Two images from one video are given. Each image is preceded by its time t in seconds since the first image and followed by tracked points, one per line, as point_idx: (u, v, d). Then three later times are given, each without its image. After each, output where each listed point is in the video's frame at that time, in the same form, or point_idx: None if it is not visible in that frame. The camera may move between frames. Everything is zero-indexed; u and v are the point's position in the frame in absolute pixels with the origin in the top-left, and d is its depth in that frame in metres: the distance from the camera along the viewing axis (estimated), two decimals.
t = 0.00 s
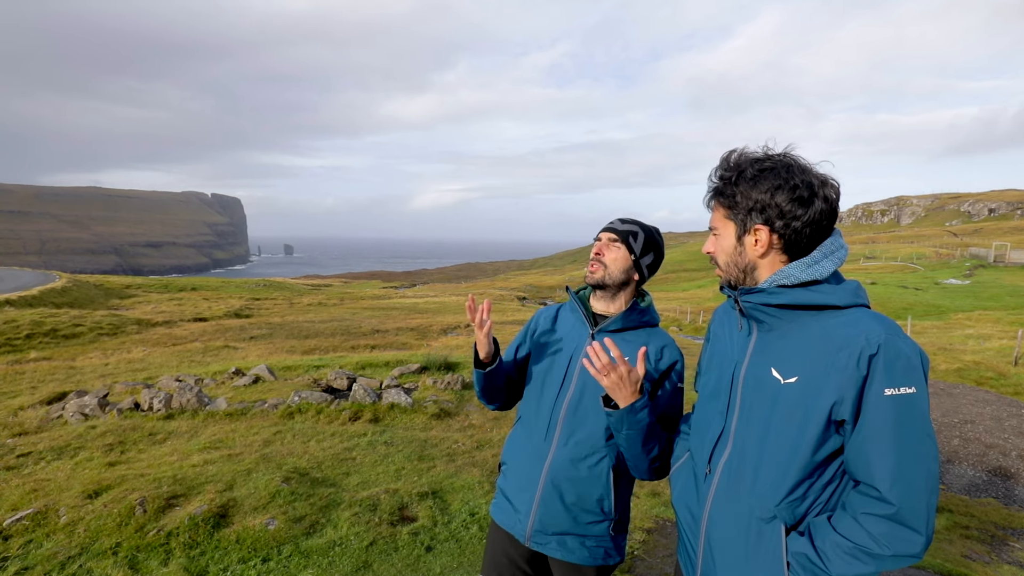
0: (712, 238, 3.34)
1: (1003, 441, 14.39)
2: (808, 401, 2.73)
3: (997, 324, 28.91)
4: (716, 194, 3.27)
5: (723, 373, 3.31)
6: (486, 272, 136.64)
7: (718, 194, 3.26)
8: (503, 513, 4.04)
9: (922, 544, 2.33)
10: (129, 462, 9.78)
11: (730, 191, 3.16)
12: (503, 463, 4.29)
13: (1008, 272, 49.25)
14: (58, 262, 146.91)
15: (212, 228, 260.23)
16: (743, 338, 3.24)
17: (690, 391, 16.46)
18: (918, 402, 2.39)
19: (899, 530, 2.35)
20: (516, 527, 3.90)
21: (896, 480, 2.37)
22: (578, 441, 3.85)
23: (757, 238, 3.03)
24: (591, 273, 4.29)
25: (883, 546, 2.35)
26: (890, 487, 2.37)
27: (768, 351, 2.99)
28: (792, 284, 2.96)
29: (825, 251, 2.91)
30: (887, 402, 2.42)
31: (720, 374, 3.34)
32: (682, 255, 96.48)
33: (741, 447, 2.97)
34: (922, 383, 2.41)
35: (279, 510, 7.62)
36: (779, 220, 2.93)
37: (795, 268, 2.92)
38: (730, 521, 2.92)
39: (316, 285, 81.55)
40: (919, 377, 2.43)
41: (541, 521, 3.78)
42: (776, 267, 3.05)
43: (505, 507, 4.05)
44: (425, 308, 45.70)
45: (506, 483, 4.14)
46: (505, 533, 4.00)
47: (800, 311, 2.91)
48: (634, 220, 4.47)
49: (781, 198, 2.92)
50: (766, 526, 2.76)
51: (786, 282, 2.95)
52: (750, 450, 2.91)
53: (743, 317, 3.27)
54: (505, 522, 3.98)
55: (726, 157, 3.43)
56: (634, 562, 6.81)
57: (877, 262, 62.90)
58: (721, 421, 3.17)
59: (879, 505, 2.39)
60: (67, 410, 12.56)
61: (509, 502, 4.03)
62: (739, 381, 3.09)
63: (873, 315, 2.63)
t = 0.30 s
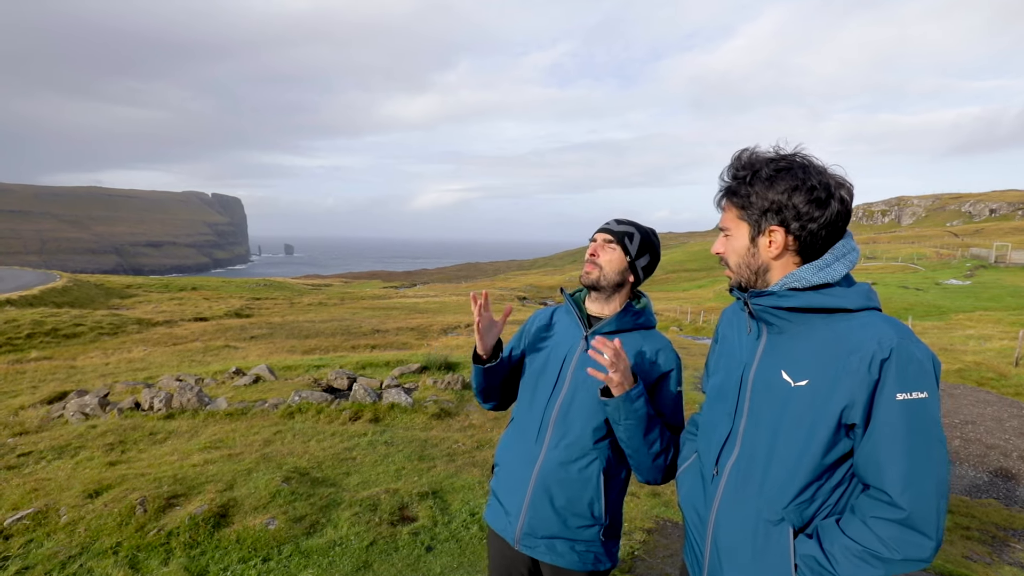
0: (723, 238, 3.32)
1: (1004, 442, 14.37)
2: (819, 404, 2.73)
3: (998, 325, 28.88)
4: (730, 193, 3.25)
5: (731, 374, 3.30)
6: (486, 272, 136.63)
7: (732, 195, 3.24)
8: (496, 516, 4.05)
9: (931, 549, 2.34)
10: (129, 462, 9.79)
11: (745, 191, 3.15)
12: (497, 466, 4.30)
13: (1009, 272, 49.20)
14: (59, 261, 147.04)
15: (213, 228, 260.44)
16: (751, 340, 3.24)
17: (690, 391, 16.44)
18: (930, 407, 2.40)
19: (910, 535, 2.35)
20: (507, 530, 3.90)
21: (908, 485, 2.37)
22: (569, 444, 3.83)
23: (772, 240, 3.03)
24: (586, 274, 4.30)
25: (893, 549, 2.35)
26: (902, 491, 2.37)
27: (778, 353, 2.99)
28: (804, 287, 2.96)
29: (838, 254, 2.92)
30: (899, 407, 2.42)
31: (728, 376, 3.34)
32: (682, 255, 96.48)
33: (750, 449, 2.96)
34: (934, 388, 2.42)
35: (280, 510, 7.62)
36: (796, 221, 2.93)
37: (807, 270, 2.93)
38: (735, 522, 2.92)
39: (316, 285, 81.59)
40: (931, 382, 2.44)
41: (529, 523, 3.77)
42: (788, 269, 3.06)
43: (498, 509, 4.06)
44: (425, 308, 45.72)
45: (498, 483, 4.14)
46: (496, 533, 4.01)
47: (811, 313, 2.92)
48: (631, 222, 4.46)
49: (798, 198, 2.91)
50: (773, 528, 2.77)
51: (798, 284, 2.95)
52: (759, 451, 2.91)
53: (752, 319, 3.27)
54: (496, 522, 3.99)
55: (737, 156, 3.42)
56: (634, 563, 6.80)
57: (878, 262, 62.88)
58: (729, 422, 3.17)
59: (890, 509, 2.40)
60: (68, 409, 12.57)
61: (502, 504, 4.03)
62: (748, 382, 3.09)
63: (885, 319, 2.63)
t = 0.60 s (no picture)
0: (732, 236, 3.30)
1: (1006, 440, 14.35)
2: (830, 402, 2.72)
3: (999, 323, 28.86)
4: (740, 190, 3.24)
5: (739, 373, 3.30)
6: (487, 271, 136.64)
7: (741, 192, 3.22)
8: (496, 518, 4.04)
9: (943, 546, 2.34)
10: (130, 462, 9.80)
11: (755, 188, 3.13)
12: (497, 467, 4.28)
13: (1010, 270, 49.15)
14: (59, 262, 147.13)
15: (213, 228, 260.56)
16: (760, 339, 3.24)
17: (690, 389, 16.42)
18: (942, 405, 2.39)
19: (922, 533, 2.35)
20: (506, 532, 3.89)
21: (921, 483, 2.36)
22: (570, 448, 3.81)
23: (783, 238, 3.01)
24: (592, 277, 4.27)
25: (906, 548, 2.34)
26: (915, 489, 2.36)
27: (786, 352, 2.99)
28: (815, 285, 2.95)
29: (848, 252, 2.92)
30: (912, 404, 2.41)
31: (735, 375, 3.34)
32: (682, 254, 96.43)
33: (759, 448, 2.96)
34: (946, 386, 2.41)
35: (280, 510, 7.61)
36: (807, 218, 2.91)
37: (818, 269, 2.91)
38: (745, 522, 2.92)
39: (317, 285, 81.60)
40: (942, 380, 2.43)
41: (529, 527, 3.76)
42: (799, 267, 3.05)
43: (498, 512, 4.06)
44: (426, 307, 45.75)
45: (499, 486, 4.14)
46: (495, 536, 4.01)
47: (821, 312, 2.91)
48: (635, 224, 4.46)
49: (810, 196, 2.90)
50: (783, 528, 2.76)
51: (810, 283, 2.94)
52: (768, 450, 2.91)
53: (760, 318, 3.27)
54: (496, 525, 3.99)
55: (746, 154, 3.41)
56: (635, 562, 6.80)
57: (879, 261, 62.84)
58: (737, 421, 3.16)
59: (902, 507, 2.38)
60: (69, 409, 12.58)
61: (502, 507, 4.02)
62: (757, 381, 3.09)
63: (896, 317, 2.62)
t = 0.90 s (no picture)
0: (736, 235, 3.28)
1: (1005, 440, 14.35)
2: (834, 401, 2.71)
3: (1000, 323, 28.85)
4: (745, 189, 3.22)
5: (743, 374, 3.29)
6: (487, 271, 136.61)
7: (747, 191, 3.20)
8: (500, 519, 4.03)
9: (947, 546, 2.32)
10: (129, 460, 9.78)
11: (760, 187, 3.12)
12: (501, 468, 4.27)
13: (1010, 270, 49.08)
14: (60, 260, 147.08)
15: (213, 227, 260.42)
16: (764, 339, 3.23)
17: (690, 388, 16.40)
18: (946, 404, 2.38)
19: (926, 533, 2.33)
20: (510, 533, 3.88)
21: (925, 483, 2.35)
22: (574, 448, 3.81)
23: (788, 237, 3.00)
24: (596, 278, 4.25)
25: (910, 547, 2.32)
26: (920, 489, 2.35)
27: (791, 352, 2.98)
28: (820, 285, 2.94)
29: (852, 252, 2.90)
30: (917, 404, 2.40)
31: (738, 375, 3.33)
32: (683, 254, 96.35)
33: (763, 447, 2.95)
34: (949, 386, 2.40)
35: (280, 509, 7.60)
36: (812, 218, 2.91)
37: (823, 269, 2.90)
38: (747, 521, 2.91)
39: (317, 284, 81.55)
40: (947, 380, 2.42)
41: (533, 528, 3.75)
42: (802, 267, 3.04)
43: (501, 513, 4.04)
44: (426, 307, 45.71)
45: (503, 486, 4.13)
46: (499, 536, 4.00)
47: (825, 312, 2.91)
48: (638, 222, 4.46)
49: (815, 195, 2.89)
50: (786, 528, 2.75)
51: (814, 282, 2.93)
52: (772, 450, 2.90)
53: (764, 318, 3.27)
54: (500, 525, 3.98)
55: (750, 153, 3.39)
56: (635, 561, 6.79)
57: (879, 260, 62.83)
58: (741, 421, 3.15)
59: (906, 508, 2.37)
60: (68, 408, 12.55)
61: (506, 507, 4.02)
62: (760, 381, 3.08)
63: (901, 317, 2.61)
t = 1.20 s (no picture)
0: (736, 234, 3.26)
1: (1005, 438, 14.35)
2: (834, 400, 2.70)
3: (999, 320, 28.86)
4: (746, 188, 3.20)
5: (744, 373, 3.26)
6: (486, 270, 136.58)
7: (749, 191, 3.18)
8: (507, 520, 4.00)
9: (946, 544, 2.31)
10: (129, 461, 9.76)
11: (760, 187, 3.10)
12: (506, 469, 4.25)
13: (1009, 268, 49.11)
14: (59, 260, 146.95)
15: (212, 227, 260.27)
16: (764, 339, 3.20)
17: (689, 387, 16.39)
18: (946, 402, 2.37)
19: (926, 530, 2.32)
20: (518, 534, 3.86)
21: (925, 481, 2.33)
22: (579, 446, 3.79)
23: (789, 237, 2.99)
24: (608, 283, 4.15)
25: (910, 545, 2.31)
26: (920, 488, 2.33)
27: (791, 351, 2.96)
28: (820, 284, 2.92)
29: (852, 251, 2.88)
30: (917, 402, 2.38)
31: (739, 374, 3.32)
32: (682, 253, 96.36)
33: (763, 446, 2.93)
34: (949, 384, 2.38)
35: (280, 509, 7.58)
36: (815, 217, 2.89)
37: (822, 268, 2.88)
38: (749, 520, 2.89)
39: (317, 283, 81.52)
40: (946, 377, 2.41)
41: (541, 527, 3.73)
42: (803, 266, 3.02)
43: (509, 514, 4.01)
44: (426, 306, 45.71)
45: (510, 488, 4.11)
46: (507, 536, 3.98)
47: (825, 311, 2.88)
48: (639, 221, 4.42)
49: (815, 194, 2.88)
50: (787, 527, 2.73)
51: (814, 281, 2.91)
52: (774, 449, 2.88)
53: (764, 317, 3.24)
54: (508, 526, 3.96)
55: (750, 153, 3.38)
56: (635, 560, 6.77)
57: (878, 259, 62.87)
58: (742, 421, 3.13)
59: (907, 505, 2.35)
60: (68, 409, 12.53)
61: (512, 508, 3.99)
62: (762, 380, 3.05)
63: (901, 315, 2.60)
